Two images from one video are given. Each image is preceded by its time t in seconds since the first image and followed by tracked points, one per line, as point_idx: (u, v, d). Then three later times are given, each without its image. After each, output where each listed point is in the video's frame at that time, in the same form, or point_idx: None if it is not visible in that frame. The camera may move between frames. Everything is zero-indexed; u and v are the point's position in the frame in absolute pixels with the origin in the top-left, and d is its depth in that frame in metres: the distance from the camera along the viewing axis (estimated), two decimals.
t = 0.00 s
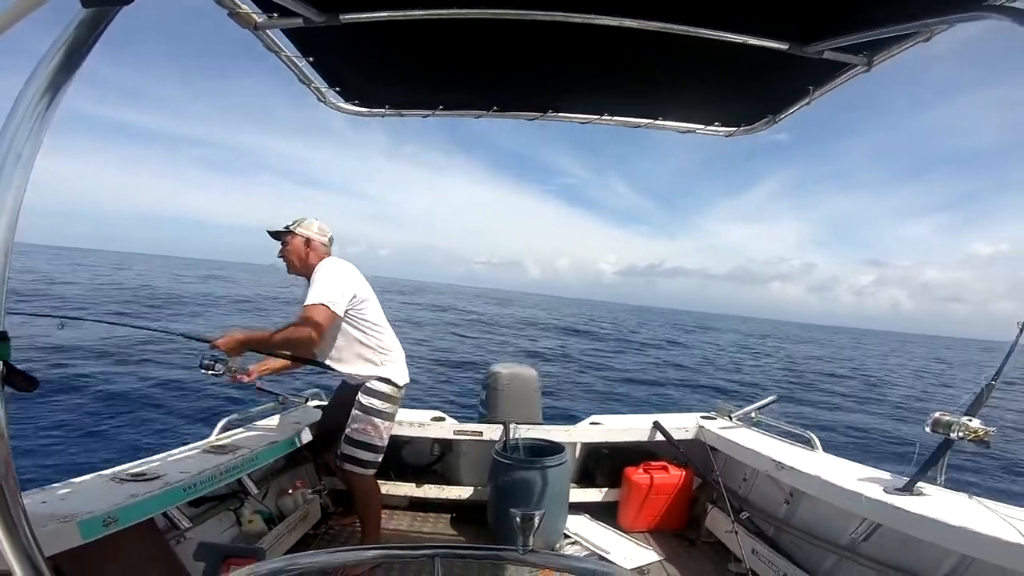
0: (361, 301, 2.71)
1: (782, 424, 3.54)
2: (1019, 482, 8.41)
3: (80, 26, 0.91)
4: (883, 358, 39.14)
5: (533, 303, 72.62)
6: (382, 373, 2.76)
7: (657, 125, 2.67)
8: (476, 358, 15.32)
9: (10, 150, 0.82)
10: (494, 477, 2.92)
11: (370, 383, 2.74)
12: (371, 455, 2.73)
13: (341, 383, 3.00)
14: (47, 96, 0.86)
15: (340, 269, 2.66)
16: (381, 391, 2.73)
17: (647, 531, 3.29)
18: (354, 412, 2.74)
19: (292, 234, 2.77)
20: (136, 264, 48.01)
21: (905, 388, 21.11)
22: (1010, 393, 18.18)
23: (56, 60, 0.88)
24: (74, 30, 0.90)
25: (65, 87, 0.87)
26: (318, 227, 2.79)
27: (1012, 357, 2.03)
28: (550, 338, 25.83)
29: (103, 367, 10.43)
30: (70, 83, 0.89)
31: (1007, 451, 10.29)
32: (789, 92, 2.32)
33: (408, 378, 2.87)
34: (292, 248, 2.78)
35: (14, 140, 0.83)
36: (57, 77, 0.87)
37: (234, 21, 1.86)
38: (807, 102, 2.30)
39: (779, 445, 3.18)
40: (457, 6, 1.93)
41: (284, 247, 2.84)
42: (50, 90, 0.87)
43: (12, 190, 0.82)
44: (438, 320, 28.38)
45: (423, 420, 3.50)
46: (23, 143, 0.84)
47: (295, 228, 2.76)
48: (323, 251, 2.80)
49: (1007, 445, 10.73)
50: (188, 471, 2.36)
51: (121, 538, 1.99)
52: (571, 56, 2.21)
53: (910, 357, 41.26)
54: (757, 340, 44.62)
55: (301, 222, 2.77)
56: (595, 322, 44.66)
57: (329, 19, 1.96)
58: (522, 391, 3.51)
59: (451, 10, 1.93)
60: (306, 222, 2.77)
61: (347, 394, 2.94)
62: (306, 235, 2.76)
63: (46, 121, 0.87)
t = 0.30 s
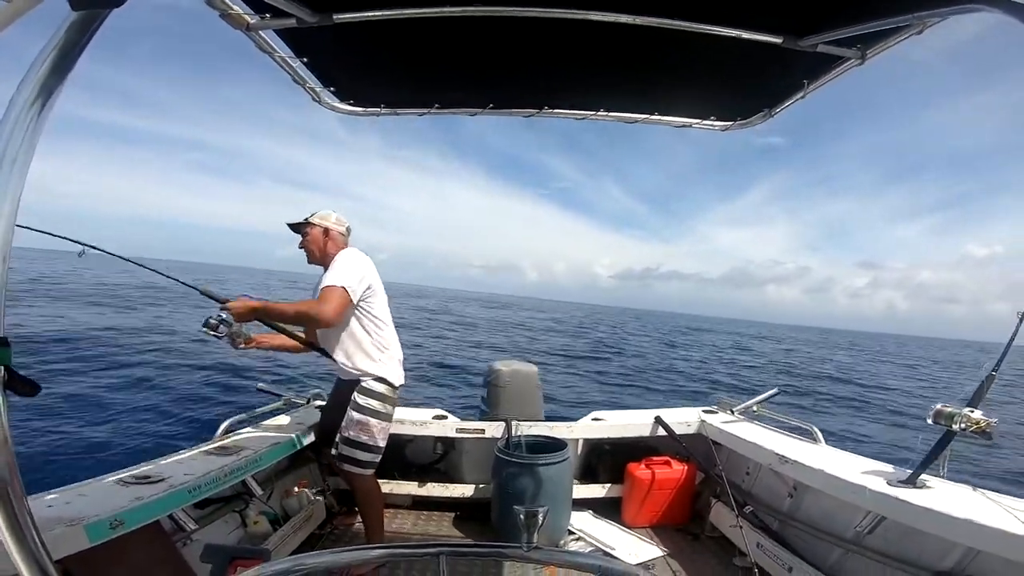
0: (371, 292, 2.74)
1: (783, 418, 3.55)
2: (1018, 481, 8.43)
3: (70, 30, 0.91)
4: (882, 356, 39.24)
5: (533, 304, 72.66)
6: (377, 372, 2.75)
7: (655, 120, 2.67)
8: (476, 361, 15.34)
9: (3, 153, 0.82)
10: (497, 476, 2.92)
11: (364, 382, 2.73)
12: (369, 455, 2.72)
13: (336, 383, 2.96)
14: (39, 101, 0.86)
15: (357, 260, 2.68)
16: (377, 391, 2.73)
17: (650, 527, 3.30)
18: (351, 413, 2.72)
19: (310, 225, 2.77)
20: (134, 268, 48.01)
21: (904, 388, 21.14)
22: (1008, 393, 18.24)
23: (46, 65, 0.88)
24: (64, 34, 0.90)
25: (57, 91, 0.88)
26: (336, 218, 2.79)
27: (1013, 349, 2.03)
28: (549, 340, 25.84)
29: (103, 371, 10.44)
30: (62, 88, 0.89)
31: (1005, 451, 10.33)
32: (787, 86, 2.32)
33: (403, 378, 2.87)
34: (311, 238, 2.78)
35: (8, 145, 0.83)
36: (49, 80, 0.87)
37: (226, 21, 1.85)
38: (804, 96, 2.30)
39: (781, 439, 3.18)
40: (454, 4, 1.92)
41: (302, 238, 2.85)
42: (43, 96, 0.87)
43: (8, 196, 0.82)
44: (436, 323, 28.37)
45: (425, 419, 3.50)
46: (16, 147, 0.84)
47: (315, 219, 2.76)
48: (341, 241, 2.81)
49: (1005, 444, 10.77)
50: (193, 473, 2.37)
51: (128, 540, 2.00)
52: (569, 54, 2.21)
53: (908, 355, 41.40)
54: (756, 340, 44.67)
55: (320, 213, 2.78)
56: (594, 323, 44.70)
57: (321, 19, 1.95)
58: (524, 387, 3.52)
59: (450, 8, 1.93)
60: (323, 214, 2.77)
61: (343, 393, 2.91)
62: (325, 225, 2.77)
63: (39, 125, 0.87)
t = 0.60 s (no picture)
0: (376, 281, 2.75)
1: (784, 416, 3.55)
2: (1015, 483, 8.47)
3: (68, 26, 0.89)
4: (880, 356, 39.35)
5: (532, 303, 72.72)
6: (372, 368, 2.75)
7: (656, 118, 2.66)
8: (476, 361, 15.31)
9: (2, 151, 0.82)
10: (498, 473, 2.93)
11: (360, 379, 2.74)
12: (367, 452, 2.73)
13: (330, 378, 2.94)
14: (38, 99, 0.86)
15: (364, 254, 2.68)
16: (372, 388, 2.74)
17: (650, 524, 3.31)
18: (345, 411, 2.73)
19: (316, 222, 2.78)
20: (132, 268, 47.89)
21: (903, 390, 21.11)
22: (1005, 394, 18.31)
23: (45, 62, 0.88)
24: (63, 31, 0.89)
25: (55, 89, 0.87)
26: (341, 213, 2.79)
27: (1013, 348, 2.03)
28: (547, 342, 25.82)
29: (102, 369, 10.43)
30: (61, 86, 0.88)
31: (1002, 452, 10.37)
32: (787, 84, 2.32)
33: (395, 374, 2.86)
34: (317, 235, 2.79)
35: (6, 145, 0.82)
36: (47, 78, 0.87)
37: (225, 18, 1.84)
38: (804, 93, 2.30)
39: (780, 436, 3.19)
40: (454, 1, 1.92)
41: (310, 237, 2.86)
42: (42, 94, 0.87)
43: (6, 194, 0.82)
44: (435, 325, 28.41)
45: (425, 416, 3.50)
46: (14, 146, 0.83)
47: (321, 215, 2.78)
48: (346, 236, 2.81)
49: (1002, 445, 10.81)
50: (193, 470, 2.37)
51: (129, 537, 2.01)
52: (570, 51, 2.20)
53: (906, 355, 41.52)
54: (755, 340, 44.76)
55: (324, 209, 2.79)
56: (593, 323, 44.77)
57: (320, 16, 1.94)
58: (524, 384, 3.53)
59: (450, 6, 1.92)
60: (328, 210, 2.78)
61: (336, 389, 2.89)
62: (329, 221, 2.77)
63: (37, 125, 0.87)
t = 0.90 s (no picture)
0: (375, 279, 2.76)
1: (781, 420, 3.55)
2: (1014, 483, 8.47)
3: (74, 26, 0.90)
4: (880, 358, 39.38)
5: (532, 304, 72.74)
6: (365, 366, 2.75)
7: (659, 121, 2.67)
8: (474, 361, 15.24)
9: (6, 146, 0.82)
10: (495, 474, 2.92)
11: (350, 378, 2.74)
12: (363, 452, 2.73)
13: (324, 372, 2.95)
14: (43, 96, 0.86)
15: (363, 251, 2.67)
16: (364, 386, 2.74)
17: (646, 528, 3.30)
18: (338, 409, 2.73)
19: (310, 222, 2.79)
20: (131, 268, 47.74)
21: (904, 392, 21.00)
22: (1006, 395, 18.31)
23: (51, 58, 0.88)
24: (70, 30, 0.90)
25: (60, 86, 0.88)
26: (334, 212, 2.79)
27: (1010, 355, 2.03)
28: (548, 342, 25.83)
29: (101, 365, 10.40)
30: (66, 83, 0.89)
31: (1002, 452, 10.37)
32: (790, 88, 2.32)
33: (388, 372, 2.86)
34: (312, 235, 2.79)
35: (11, 140, 0.82)
36: (52, 75, 0.87)
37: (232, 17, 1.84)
38: (808, 98, 2.30)
39: (778, 441, 3.19)
40: (458, 2, 1.92)
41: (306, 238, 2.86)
42: (46, 90, 0.87)
43: (9, 192, 0.82)
44: (435, 325, 28.40)
45: (423, 416, 3.50)
46: (19, 140, 0.83)
47: (314, 215, 2.77)
48: (341, 234, 2.81)
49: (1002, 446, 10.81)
50: (189, 467, 2.37)
51: (122, 534, 2.00)
52: (573, 52, 2.20)
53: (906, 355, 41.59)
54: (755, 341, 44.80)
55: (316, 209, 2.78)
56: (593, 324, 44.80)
57: (327, 15, 1.94)
58: (521, 385, 3.53)
59: (454, 6, 1.92)
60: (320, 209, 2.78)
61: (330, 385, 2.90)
62: (323, 221, 2.77)
63: (42, 121, 0.87)
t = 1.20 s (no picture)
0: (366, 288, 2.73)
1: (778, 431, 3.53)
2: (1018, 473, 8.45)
3: (83, 27, 0.91)
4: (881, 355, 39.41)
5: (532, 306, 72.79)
6: (360, 374, 2.74)
7: (660, 131, 2.68)
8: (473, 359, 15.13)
9: (11, 146, 0.81)
10: (490, 482, 2.90)
11: (344, 388, 2.73)
12: (356, 461, 2.72)
13: (317, 380, 2.93)
14: (49, 96, 0.86)
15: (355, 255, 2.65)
16: (359, 394, 2.73)
17: (641, 538, 3.28)
18: (332, 417, 2.73)
19: (295, 227, 2.79)
20: (128, 266, 47.47)
21: (908, 385, 20.83)
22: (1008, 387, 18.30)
23: (60, 58, 0.88)
24: (78, 32, 0.91)
25: (67, 85, 0.88)
26: (317, 214, 2.79)
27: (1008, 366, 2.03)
28: (549, 339, 25.84)
29: (99, 367, 10.37)
30: (72, 83, 0.89)
31: (1004, 443, 10.36)
32: (791, 99, 2.33)
33: (382, 379, 2.85)
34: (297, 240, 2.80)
35: (16, 139, 0.82)
36: (59, 75, 0.88)
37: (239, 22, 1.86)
38: (809, 109, 2.31)
39: (775, 453, 3.17)
40: (460, 10, 1.93)
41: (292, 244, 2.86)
42: (52, 90, 0.87)
43: (12, 190, 0.81)
44: (436, 323, 28.39)
45: (419, 424, 3.48)
46: (24, 141, 0.83)
47: (298, 220, 2.78)
48: (329, 237, 2.81)
49: (1004, 437, 10.79)
50: (183, 472, 2.35)
51: (112, 537, 1.98)
52: (574, 61, 2.22)
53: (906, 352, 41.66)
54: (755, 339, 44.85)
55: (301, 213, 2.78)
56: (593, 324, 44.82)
57: (332, 20, 1.95)
58: (517, 395, 3.51)
59: (457, 13, 1.93)
60: (304, 213, 2.78)
61: (324, 393, 2.88)
62: (307, 225, 2.77)
63: (47, 122, 0.87)
